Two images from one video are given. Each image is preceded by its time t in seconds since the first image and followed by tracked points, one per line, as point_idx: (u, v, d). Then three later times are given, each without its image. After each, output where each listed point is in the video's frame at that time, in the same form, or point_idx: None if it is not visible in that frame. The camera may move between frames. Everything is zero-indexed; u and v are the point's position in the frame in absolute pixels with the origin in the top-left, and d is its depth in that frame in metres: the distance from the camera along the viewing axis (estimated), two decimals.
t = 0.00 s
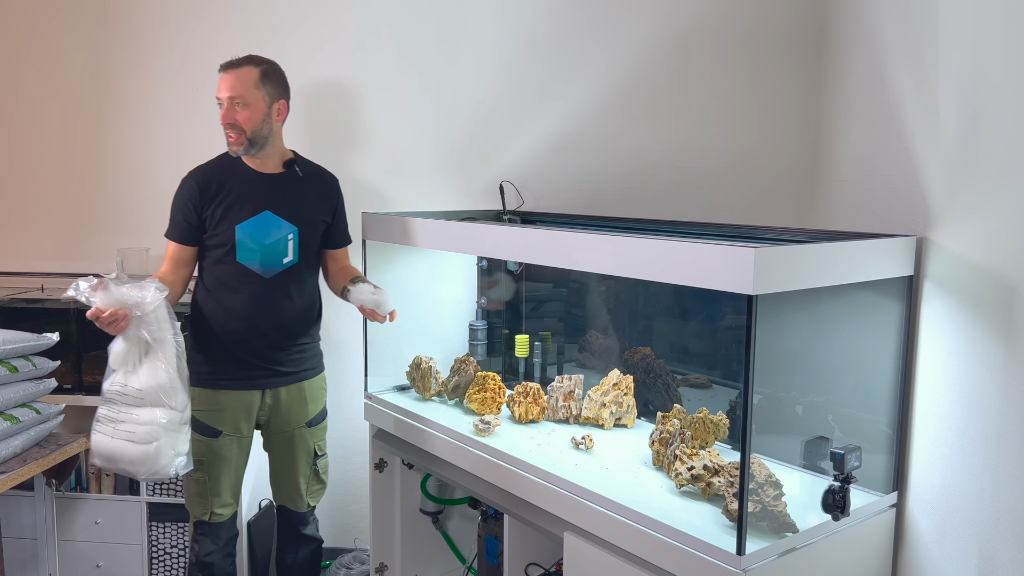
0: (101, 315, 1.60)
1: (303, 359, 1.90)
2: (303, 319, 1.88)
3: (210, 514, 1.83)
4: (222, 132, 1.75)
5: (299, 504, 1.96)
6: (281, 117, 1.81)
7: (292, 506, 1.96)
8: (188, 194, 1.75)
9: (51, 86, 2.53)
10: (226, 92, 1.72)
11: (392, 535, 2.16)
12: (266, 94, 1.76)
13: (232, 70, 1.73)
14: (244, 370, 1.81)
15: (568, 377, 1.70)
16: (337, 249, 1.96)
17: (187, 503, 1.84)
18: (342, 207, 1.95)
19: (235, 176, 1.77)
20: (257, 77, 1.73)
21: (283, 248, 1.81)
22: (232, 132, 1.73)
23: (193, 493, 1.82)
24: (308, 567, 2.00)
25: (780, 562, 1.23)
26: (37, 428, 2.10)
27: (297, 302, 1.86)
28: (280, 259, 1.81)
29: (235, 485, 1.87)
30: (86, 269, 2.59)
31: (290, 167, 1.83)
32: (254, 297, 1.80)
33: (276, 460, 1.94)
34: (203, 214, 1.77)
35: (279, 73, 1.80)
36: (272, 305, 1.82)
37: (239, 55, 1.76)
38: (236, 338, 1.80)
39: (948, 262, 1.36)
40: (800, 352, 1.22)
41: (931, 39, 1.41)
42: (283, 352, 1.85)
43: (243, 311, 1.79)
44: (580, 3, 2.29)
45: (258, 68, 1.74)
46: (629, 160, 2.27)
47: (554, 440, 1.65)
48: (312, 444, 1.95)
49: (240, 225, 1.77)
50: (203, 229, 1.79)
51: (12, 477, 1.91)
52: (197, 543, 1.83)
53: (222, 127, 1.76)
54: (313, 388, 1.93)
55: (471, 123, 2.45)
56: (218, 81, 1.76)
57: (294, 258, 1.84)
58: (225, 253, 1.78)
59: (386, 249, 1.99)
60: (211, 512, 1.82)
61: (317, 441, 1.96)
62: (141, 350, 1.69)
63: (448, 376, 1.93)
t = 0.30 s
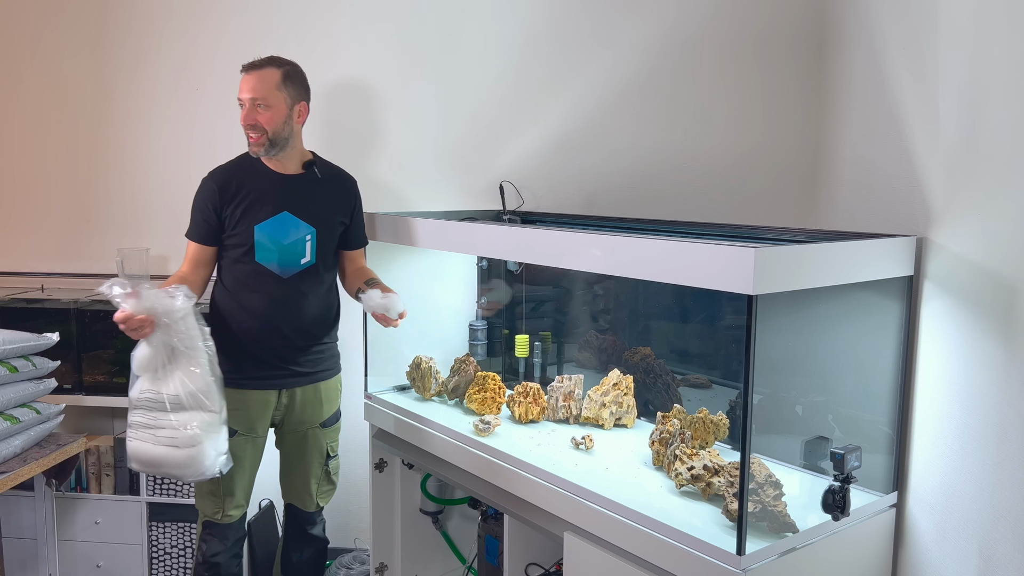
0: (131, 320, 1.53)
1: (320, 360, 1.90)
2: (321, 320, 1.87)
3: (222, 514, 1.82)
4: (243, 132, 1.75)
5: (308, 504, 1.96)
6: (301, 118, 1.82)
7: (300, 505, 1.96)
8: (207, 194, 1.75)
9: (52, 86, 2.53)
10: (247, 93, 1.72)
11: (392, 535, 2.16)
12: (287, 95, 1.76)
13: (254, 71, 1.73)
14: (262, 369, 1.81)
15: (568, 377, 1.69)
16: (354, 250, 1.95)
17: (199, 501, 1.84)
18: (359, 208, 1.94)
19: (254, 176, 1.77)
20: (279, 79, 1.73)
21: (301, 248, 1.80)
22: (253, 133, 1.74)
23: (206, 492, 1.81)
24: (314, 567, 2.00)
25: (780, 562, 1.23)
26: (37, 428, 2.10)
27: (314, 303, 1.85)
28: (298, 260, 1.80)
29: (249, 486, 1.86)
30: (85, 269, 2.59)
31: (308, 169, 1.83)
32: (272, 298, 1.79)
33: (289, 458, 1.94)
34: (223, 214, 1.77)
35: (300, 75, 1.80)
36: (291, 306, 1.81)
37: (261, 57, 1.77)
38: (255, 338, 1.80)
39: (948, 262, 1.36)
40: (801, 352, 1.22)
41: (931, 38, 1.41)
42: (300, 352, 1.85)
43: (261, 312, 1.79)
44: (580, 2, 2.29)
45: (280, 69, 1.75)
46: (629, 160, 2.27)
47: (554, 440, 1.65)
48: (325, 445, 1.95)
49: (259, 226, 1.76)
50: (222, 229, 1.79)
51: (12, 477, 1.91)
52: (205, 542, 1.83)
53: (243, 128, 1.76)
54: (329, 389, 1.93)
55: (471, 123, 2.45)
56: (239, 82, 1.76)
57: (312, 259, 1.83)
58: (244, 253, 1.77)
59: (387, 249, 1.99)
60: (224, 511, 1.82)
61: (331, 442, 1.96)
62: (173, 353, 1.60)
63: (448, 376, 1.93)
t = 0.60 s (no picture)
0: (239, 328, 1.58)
1: (326, 360, 1.90)
2: (327, 321, 1.88)
3: (226, 513, 1.82)
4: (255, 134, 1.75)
5: (311, 503, 1.96)
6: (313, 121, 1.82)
7: (303, 503, 1.96)
8: (219, 194, 1.75)
9: (52, 86, 2.53)
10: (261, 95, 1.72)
11: (392, 535, 2.16)
12: (300, 98, 1.76)
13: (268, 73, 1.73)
14: (268, 369, 1.81)
15: (568, 377, 1.68)
16: (361, 252, 1.95)
17: (204, 499, 1.84)
18: (367, 210, 1.94)
19: (266, 177, 1.77)
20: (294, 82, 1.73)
21: (309, 250, 1.80)
22: (265, 135, 1.73)
23: (210, 491, 1.81)
24: (316, 566, 2.00)
25: (780, 562, 1.23)
26: (37, 428, 2.10)
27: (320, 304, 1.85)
28: (306, 262, 1.80)
29: (255, 487, 1.86)
30: (85, 269, 2.59)
31: (318, 171, 1.83)
32: (279, 299, 1.79)
33: (294, 457, 1.94)
34: (233, 215, 1.77)
35: (313, 79, 1.80)
36: (298, 307, 1.81)
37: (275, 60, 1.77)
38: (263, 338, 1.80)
39: (948, 262, 1.36)
40: (801, 352, 1.22)
41: (931, 38, 1.41)
42: (306, 353, 1.85)
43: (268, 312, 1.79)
44: (581, 2, 2.29)
45: (294, 72, 1.75)
46: (629, 160, 2.27)
47: (554, 440, 1.65)
48: (329, 444, 1.95)
49: (268, 227, 1.76)
50: (232, 228, 1.78)
51: (12, 477, 1.91)
52: (208, 542, 1.83)
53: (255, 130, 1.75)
54: (335, 389, 1.93)
55: (471, 123, 2.45)
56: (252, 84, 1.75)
57: (319, 261, 1.83)
58: (252, 254, 1.77)
59: (386, 248, 1.99)
60: (228, 510, 1.82)
61: (335, 441, 1.96)
62: (240, 354, 1.64)
63: (448, 376, 1.93)
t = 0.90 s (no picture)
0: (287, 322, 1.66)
1: (327, 359, 1.90)
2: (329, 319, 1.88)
3: (228, 513, 1.81)
4: (274, 144, 1.69)
5: (311, 501, 1.96)
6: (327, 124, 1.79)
7: (303, 502, 1.96)
8: (219, 195, 1.73)
9: (52, 86, 2.53)
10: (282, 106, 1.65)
11: (392, 535, 2.16)
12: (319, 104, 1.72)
13: (287, 81, 1.65)
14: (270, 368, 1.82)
15: (567, 377, 1.66)
16: (360, 249, 1.95)
17: (205, 498, 1.83)
18: (365, 206, 1.94)
19: (266, 177, 1.76)
20: (319, 93, 1.67)
21: (310, 251, 1.81)
22: (291, 146, 1.69)
23: (212, 491, 1.80)
24: (314, 567, 2.00)
25: (780, 562, 1.23)
26: (37, 428, 2.10)
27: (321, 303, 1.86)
28: (306, 262, 1.81)
29: (256, 487, 1.85)
30: (85, 269, 2.58)
31: (317, 170, 1.81)
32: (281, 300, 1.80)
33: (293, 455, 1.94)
34: (234, 215, 1.76)
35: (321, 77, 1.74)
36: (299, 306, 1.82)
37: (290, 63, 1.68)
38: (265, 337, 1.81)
39: (948, 262, 1.36)
40: (800, 353, 1.22)
41: (932, 38, 1.41)
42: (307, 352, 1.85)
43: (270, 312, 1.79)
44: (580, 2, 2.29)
45: (317, 80, 1.69)
46: (628, 160, 2.27)
47: (554, 440, 1.65)
48: (329, 443, 1.94)
49: (269, 227, 1.76)
50: (234, 228, 1.77)
51: (12, 477, 1.91)
52: (210, 540, 1.83)
53: (273, 139, 1.69)
54: (335, 388, 1.93)
55: (472, 123, 2.45)
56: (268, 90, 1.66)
57: (320, 261, 1.84)
58: (254, 255, 1.77)
59: (386, 248, 2.00)
60: (229, 509, 1.81)
61: (335, 440, 1.95)
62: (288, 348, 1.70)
63: (448, 376, 1.93)
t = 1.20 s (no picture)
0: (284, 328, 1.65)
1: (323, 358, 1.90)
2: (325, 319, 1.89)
3: (226, 512, 1.82)
4: (298, 147, 1.72)
5: (309, 500, 1.96)
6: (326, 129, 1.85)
7: (301, 501, 1.96)
8: (212, 198, 1.71)
9: (52, 87, 2.53)
10: (318, 113, 1.70)
11: (392, 535, 2.16)
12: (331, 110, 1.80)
13: (317, 89, 1.71)
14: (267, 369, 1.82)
15: (567, 377, 1.66)
16: (353, 250, 1.96)
17: (203, 498, 1.83)
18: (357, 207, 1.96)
19: (259, 179, 1.75)
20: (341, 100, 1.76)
21: (306, 251, 1.82)
22: (317, 150, 1.75)
23: (210, 491, 1.80)
24: (313, 566, 2.00)
25: (780, 562, 1.23)
26: (37, 428, 2.10)
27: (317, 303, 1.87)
28: (302, 262, 1.82)
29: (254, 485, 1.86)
30: (85, 269, 2.58)
31: (311, 171, 1.82)
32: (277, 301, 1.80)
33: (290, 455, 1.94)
34: (227, 218, 1.75)
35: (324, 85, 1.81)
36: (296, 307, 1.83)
37: (309, 70, 1.73)
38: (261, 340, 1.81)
39: (948, 263, 1.36)
40: (800, 352, 1.22)
41: (932, 38, 1.41)
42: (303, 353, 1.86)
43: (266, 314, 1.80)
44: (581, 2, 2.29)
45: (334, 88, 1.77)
46: (628, 160, 2.27)
47: (554, 440, 1.65)
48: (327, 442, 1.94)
49: (265, 229, 1.76)
50: (227, 231, 1.76)
51: (12, 477, 1.91)
52: (208, 540, 1.83)
53: (298, 144, 1.72)
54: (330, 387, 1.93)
55: (472, 123, 2.45)
56: (295, 97, 1.69)
57: (315, 262, 1.84)
58: (249, 257, 1.77)
59: (386, 249, 2.00)
60: (228, 508, 1.81)
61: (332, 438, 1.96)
62: (300, 350, 1.72)
63: (448, 376, 1.93)
